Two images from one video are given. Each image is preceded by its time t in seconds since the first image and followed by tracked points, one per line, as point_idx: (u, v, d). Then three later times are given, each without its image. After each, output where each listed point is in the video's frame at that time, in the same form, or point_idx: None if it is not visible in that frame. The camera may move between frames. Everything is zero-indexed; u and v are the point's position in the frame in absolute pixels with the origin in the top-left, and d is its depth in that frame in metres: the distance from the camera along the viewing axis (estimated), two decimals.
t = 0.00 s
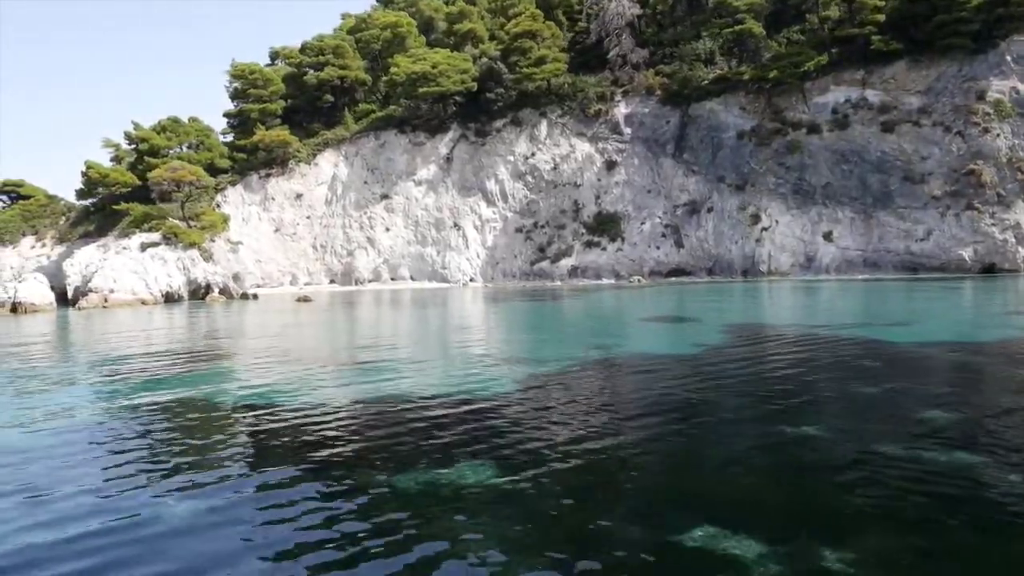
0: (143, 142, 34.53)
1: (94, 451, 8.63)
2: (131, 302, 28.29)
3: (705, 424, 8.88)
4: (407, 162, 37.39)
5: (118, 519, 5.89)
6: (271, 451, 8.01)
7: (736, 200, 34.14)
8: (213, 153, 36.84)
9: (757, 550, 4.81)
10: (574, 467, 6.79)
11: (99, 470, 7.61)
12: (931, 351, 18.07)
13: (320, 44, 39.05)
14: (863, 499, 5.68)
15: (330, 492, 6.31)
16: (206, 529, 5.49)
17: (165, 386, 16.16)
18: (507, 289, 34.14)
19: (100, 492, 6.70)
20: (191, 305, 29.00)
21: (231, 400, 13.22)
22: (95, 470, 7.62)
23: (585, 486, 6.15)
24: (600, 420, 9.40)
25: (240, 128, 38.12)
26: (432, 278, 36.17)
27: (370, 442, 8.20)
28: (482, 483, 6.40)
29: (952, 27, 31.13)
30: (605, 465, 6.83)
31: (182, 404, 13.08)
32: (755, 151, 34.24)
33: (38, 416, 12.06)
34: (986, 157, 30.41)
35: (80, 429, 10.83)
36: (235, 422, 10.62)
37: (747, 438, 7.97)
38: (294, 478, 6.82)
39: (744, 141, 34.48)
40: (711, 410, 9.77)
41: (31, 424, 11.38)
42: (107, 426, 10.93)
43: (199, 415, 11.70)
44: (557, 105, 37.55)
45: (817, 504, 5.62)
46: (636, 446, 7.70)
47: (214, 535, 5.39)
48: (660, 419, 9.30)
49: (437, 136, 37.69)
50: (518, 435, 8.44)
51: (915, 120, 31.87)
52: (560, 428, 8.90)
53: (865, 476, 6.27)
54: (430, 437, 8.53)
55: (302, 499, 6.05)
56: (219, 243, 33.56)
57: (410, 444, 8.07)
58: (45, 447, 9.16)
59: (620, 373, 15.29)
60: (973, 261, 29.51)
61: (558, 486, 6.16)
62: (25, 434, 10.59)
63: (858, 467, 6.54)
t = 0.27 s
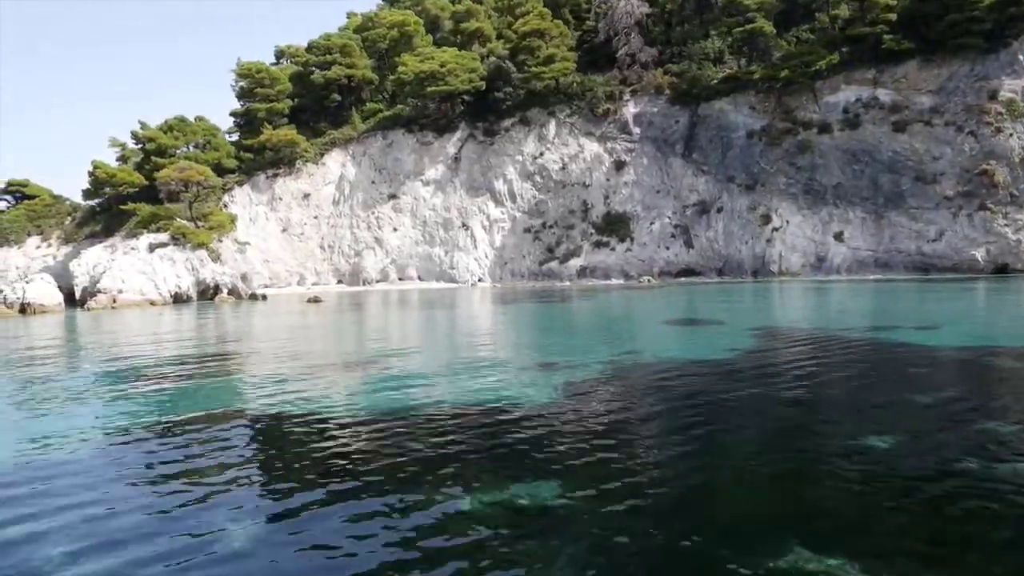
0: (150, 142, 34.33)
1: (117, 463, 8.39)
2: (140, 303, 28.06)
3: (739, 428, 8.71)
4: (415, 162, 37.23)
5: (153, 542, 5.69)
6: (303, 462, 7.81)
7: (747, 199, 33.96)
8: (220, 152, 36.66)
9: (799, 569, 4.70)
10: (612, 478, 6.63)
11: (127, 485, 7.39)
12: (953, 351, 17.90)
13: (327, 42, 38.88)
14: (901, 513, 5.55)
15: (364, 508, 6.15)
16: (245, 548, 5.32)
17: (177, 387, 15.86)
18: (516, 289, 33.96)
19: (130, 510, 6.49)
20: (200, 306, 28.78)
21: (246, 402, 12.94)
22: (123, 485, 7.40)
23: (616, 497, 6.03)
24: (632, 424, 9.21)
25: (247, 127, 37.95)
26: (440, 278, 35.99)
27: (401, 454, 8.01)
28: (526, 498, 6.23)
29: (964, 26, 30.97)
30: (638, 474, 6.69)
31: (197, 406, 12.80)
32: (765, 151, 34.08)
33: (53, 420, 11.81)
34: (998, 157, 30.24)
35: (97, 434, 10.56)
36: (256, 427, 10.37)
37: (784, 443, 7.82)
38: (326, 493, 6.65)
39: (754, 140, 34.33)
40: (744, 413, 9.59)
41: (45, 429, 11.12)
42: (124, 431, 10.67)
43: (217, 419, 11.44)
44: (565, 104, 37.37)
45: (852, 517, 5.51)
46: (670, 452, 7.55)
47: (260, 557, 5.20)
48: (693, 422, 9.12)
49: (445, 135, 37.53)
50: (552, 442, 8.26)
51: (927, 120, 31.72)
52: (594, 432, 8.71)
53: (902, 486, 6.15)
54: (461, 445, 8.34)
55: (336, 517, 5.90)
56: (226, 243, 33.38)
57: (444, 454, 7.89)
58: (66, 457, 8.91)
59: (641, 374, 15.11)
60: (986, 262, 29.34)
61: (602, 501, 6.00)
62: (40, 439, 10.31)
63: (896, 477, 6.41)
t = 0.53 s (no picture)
0: (158, 141, 34.17)
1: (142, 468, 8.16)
2: (149, 303, 27.87)
3: (779, 431, 8.56)
4: (423, 161, 37.10)
5: (199, 551, 5.54)
6: (341, 468, 7.63)
7: (757, 199, 33.80)
8: (227, 152, 36.52)
9: None
10: (653, 486, 6.54)
11: (161, 490, 7.18)
12: (975, 349, 17.73)
13: (335, 41, 38.74)
14: (938, 525, 5.49)
15: (406, 517, 6.04)
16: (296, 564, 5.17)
17: (185, 386, 15.49)
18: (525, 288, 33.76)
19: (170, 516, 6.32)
20: (209, 306, 28.62)
21: (259, 401, 12.61)
22: (156, 490, 7.19)
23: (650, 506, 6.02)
24: (670, 425, 9.04)
25: (255, 127, 37.82)
26: (448, 278, 35.78)
27: (440, 458, 7.84)
28: (577, 506, 6.06)
29: (976, 25, 30.81)
30: (678, 481, 6.64)
31: (209, 406, 12.47)
32: (776, 151, 33.92)
33: (66, 421, 11.52)
34: (1012, 157, 30.03)
35: (110, 433, 10.25)
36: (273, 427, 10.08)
37: (827, 449, 7.69)
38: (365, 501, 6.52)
39: (764, 140, 34.18)
40: (782, 415, 9.45)
41: (57, 429, 10.80)
42: (139, 431, 10.36)
43: (234, 417, 11.14)
44: (574, 103, 37.21)
45: (886, 529, 5.46)
46: (707, 456, 7.49)
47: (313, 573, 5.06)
48: (731, 425, 8.95)
49: (453, 135, 37.40)
50: (591, 445, 8.09)
51: (938, 119, 31.56)
52: (631, 434, 8.52)
53: (942, 498, 6.05)
54: (498, 448, 8.17)
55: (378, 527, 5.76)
56: (234, 243, 33.22)
57: (484, 460, 7.73)
58: (86, 461, 8.64)
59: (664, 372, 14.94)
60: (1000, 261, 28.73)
61: (647, 511, 5.90)
62: (52, 442, 9.99)
63: (936, 489, 6.32)
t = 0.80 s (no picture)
0: (164, 140, 34.03)
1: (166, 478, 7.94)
2: (157, 304, 27.73)
3: (810, 439, 8.50)
4: (430, 161, 37.03)
5: (246, 567, 5.41)
6: (376, 476, 7.51)
7: (766, 199, 33.70)
8: (234, 152, 36.39)
9: None
10: (699, 497, 6.43)
11: (194, 500, 7.04)
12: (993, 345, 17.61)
13: (341, 40, 38.63)
14: (1000, 539, 5.38)
15: (454, 528, 5.92)
16: None
17: (190, 390, 15.11)
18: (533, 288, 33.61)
19: (209, 529, 6.20)
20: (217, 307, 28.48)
21: (268, 408, 12.26)
22: (189, 501, 7.05)
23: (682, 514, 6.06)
24: (703, 432, 8.92)
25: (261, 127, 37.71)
26: (455, 278, 35.62)
27: (475, 467, 7.73)
28: (628, 518, 5.95)
29: (987, 24, 30.70)
30: (713, 488, 6.66)
31: (218, 411, 12.11)
32: (785, 150, 33.82)
33: (76, 424, 11.23)
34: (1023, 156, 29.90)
35: (120, 440, 9.92)
36: (290, 435, 9.80)
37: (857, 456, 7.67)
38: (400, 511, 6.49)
39: (774, 139, 34.07)
40: (815, 422, 9.34)
41: (65, 433, 10.46)
42: (149, 438, 10.02)
43: (246, 424, 10.79)
44: (581, 102, 37.10)
45: (935, 540, 5.40)
46: (740, 463, 7.49)
47: None
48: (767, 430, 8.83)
49: (460, 134, 37.31)
50: (627, 454, 7.98)
51: (949, 119, 31.46)
52: (665, 443, 8.40)
53: (999, 510, 5.94)
54: (532, 457, 8.05)
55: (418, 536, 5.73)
56: (241, 243, 33.08)
57: (521, 468, 7.62)
58: (104, 471, 8.42)
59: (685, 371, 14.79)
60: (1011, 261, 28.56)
61: (692, 522, 5.84)
62: (63, 449, 9.73)
63: (974, 495, 6.32)
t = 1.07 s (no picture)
0: (171, 140, 33.81)
1: (190, 491, 7.62)
2: (167, 305, 27.55)
3: (853, 438, 8.34)
4: (438, 160, 36.90)
5: None
6: (417, 481, 7.30)
7: (777, 199, 33.55)
8: (241, 151, 36.22)
9: None
10: (749, 505, 6.26)
11: (228, 510, 6.82)
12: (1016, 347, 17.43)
13: (348, 39, 38.45)
14: None
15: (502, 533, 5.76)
16: None
17: (199, 393, 14.71)
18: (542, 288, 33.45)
19: (248, 540, 5.99)
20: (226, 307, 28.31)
21: (281, 410, 11.87)
22: (223, 511, 6.82)
23: (722, 516, 6.00)
24: (745, 432, 8.70)
25: (268, 127, 37.55)
26: (463, 278, 35.47)
27: (518, 468, 7.52)
28: (681, 528, 5.76)
29: (1000, 23, 30.44)
30: (756, 494, 6.50)
31: (230, 415, 11.84)
32: (796, 150, 33.64)
33: (89, 434, 10.91)
34: None
35: (131, 451, 9.53)
36: (311, 440, 9.46)
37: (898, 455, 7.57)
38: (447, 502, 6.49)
39: (785, 139, 33.89)
40: (857, 421, 9.14)
41: (76, 445, 10.09)
42: (161, 448, 9.62)
43: (259, 428, 10.40)
44: (590, 102, 36.94)
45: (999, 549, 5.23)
46: (775, 464, 7.40)
47: None
48: (806, 431, 8.64)
49: (468, 133, 37.18)
50: (672, 456, 7.79)
51: (961, 119, 31.25)
52: (709, 445, 8.20)
53: None
54: (575, 458, 7.84)
55: (460, 544, 5.56)
56: (249, 243, 32.91)
57: (565, 470, 7.41)
58: (126, 478, 8.22)
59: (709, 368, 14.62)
60: None
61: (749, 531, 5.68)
62: (80, 454, 9.51)
63: None
